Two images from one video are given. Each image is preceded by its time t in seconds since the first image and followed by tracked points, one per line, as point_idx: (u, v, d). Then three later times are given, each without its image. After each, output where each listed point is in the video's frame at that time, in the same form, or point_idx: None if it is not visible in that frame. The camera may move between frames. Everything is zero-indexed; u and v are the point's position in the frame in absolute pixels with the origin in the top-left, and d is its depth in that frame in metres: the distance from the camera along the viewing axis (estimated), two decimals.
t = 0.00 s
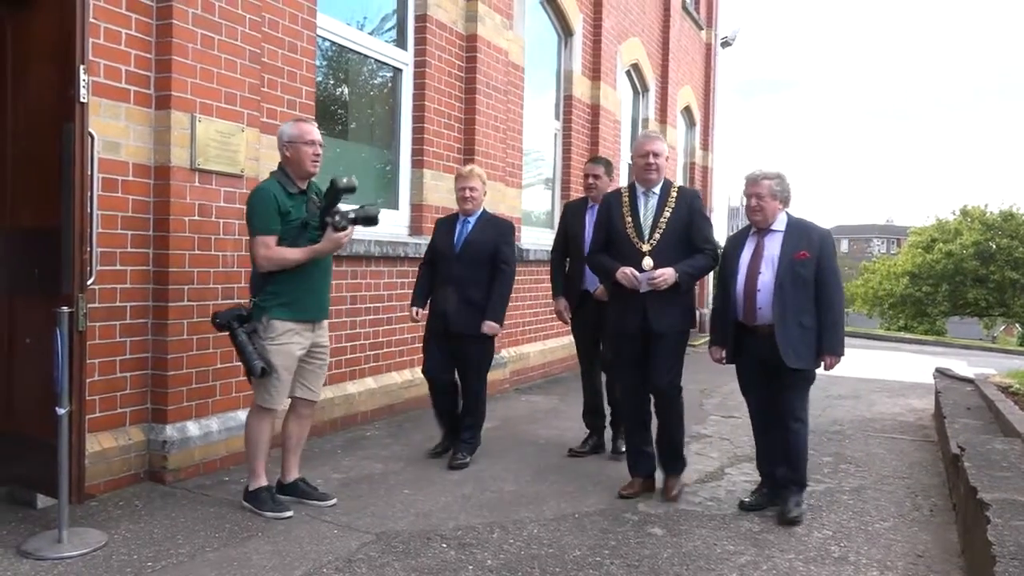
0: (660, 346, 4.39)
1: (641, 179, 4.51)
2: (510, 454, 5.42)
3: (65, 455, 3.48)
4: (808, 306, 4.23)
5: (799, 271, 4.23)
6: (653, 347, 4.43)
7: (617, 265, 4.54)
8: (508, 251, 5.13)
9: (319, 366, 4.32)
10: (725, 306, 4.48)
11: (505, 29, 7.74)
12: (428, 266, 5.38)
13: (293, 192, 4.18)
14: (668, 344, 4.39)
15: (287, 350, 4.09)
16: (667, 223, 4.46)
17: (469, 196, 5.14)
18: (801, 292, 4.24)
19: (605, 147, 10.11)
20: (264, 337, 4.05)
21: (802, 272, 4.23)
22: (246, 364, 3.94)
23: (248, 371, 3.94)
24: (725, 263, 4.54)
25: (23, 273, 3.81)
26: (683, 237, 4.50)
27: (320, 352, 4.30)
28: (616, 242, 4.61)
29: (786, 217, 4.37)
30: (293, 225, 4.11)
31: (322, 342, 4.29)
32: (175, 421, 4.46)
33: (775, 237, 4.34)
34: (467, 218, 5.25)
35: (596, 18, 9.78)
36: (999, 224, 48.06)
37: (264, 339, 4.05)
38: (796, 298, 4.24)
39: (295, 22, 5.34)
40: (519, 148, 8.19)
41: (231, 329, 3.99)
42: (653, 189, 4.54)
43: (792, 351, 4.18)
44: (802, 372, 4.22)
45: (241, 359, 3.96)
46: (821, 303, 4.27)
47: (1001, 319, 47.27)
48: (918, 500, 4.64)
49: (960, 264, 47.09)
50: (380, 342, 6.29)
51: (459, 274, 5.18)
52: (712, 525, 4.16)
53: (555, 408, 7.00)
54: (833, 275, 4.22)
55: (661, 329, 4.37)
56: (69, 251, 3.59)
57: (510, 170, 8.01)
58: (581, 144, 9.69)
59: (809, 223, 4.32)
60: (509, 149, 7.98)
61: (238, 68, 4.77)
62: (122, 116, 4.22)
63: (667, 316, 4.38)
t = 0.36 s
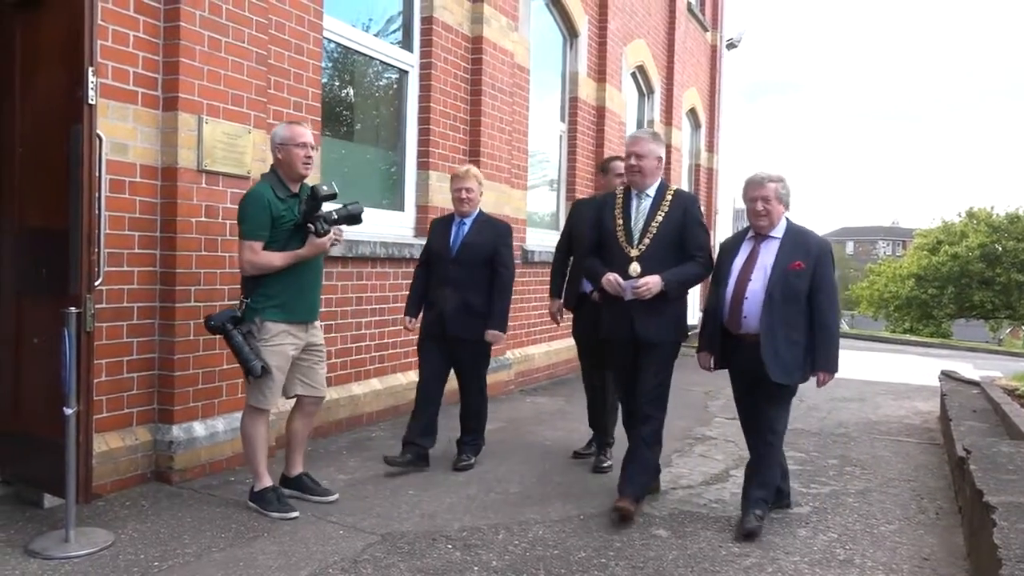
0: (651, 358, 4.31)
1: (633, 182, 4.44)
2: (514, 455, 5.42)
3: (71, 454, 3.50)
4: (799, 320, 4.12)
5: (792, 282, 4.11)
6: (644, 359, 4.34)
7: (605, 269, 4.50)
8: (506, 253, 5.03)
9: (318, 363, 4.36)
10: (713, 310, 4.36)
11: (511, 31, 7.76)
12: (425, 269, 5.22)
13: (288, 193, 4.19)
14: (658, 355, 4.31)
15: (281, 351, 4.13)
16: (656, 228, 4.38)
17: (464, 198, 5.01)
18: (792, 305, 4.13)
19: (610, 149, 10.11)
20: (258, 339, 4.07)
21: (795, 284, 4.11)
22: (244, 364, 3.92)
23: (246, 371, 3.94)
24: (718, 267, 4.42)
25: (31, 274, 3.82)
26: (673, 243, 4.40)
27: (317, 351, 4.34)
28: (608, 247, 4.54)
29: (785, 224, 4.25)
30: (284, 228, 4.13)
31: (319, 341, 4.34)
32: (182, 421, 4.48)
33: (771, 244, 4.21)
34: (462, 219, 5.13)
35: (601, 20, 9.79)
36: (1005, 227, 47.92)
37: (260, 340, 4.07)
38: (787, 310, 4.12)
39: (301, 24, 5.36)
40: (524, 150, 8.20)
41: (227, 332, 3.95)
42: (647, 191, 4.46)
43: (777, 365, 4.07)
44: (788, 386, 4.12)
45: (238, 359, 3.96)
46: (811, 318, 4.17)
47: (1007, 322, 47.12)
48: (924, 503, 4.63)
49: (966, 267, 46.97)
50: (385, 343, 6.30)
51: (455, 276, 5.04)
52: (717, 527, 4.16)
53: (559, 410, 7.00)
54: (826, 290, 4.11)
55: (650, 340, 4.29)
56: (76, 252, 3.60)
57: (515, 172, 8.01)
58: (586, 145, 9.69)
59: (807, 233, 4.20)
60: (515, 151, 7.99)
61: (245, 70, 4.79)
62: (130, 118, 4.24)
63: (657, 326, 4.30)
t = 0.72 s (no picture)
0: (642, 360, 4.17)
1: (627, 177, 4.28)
2: (522, 458, 5.42)
3: (82, 455, 3.52)
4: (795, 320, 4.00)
5: (792, 282, 3.99)
6: (635, 361, 4.20)
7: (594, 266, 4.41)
8: (497, 254, 4.91)
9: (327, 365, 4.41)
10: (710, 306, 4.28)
11: (519, 34, 7.77)
12: (413, 273, 5.07)
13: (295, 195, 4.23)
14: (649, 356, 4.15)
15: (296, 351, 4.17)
16: (645, 225, 4.19)
17: (453, 201, 4.86)
18: (789, 306, 4.02)
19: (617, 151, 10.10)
20: (271, 338, 4.11)
21: (795, 284, 3.99)
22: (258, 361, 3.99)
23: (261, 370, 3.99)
24: (718, 263, 4.32)
25: (43, 277, 3.84)
26: (664, 242, 4.19)
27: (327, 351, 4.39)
28: (603, 244, 4.40)
29: (789, 222, 4.13)
30: (294, 227, 4.19)
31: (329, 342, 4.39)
32: (191, 423, 4.50)
33: (774, 242, 4.10)
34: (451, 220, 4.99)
35: (609, 22, 9.80)
36: (1013, 229, 47.72)
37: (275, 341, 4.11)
38: (784, 311, 4.01)
39: (310, 27, 5.38)
40: (532, 152, 8.21)
41: (241, 332, 4.00)
42: (641, 186, 4.28)
43: (769, 367, 3.97)
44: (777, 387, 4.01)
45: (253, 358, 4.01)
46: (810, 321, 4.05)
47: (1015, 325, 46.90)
48: (933, 506, 4.62)
49: (974, 269, 46.78)
50: (393, 346, 6.31)
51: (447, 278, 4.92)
52: (726, 530, 4.16)
53: (567, 412, 7.00)
54: (826, 292, 3.98)
55: (636, 344, 4.13)
56: (88, 255, 3.61)
57: (522, 174, 8.02)
58: (594, 148, 9.69)
59: (812, 233, 4.08)
60: (522, 153, 8.00)
61: (254, 73, 4.81)
62: (141, 121, 4.26)
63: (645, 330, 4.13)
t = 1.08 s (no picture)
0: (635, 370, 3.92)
1: (615, 178, 4.05)
2: (534, 461, 5.42)
3: (98, 456, 3.55)
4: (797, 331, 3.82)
5: (792, 290, 3.81)
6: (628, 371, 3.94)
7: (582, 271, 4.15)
8: (494, 254, 4.79)
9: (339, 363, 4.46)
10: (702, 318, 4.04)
11: (531, 38, 7.79)
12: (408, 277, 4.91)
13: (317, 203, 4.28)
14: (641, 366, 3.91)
15: (315, 351, 4.21)
16: (631, 228, 3.95)
17: (448, 203, 4.69)
18: (791, 315, 3.83)
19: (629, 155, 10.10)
20: (293, 339, 4.16)
21: (795, 291, 3.82)
22: (276, 360, 4.02)
23: (278, 369, 4.03)
24: (707, 272, 4.09)
25: (61, 281, 3.88)
26: (653, 244, 3.96)
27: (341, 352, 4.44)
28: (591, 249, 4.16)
29: (783, 226, 3.94)
30: (316, 234, 4.23)
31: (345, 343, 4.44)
32: (206, 425, 4.52)
33: (769, 248, 3.90)
34: (446, 222, 4.86)
35: (621, 26, 9.80)
36: None
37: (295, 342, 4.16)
38: (786, 321, 3.82)
39: (324, 32, 5.40)
40: (544, 156, 8.21)
41: (263, 334, 4.07)
42: (628, 187, 4.04)
43: (775, 381, 3.79)
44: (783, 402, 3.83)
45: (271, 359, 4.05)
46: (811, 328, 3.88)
47: None
48: (948, 512, 4.59)
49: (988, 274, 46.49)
50: (406, 349, 6.32)
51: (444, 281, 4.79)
52: (740, 535, 4.15)
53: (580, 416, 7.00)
54: (827, 298, 3.82)
55: (627, 352, 3.87)
56: (105, 258, 3.64)
57: (534, 177, 8.02)
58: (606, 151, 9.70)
59: (808, 236, 3.90)
60: (534, 157, 8.01)
61: (269, 78, 4.84)
62: (157, 125, 4.30)
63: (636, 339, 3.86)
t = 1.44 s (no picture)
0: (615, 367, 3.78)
1: (580, 171, 3.94)
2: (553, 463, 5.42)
3: (122, 455, 3.59)
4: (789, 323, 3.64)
5: (780, 280, 3.63)
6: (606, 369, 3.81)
7: (554, 270, 4.02)
8: (509, 258, 4.64)
9: (356, 363, 4.51)
10: (687, 319, 3.87)
11: (548, 39, 7.79)
12: (422, 278, 4.87)
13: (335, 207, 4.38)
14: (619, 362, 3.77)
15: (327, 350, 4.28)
16: (597, 221, 3.84)
17: (461, 205, 4.61)
18: (780, 308, 3.64)
19: (647, 156, 10.08)
20: (305, 336, 4.24)
21: (782, 283, 3.63)
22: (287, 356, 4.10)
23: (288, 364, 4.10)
24: (688, 271, 3.90)
25: (84, 281, 3.91)
26: (621, 235, 3.82)
27: (356, 352, 4.50)
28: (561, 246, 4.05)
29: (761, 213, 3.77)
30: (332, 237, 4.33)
31: (361, 343, 4.50)
32: (227, 425, 4.55)
33: (750, 240, 3.73)
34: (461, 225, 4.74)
35: (638, 27, 9.79)
36: None
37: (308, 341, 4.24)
38: (776, 314, 3.63)
39: (344, 35, 5.43)
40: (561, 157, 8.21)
41: (277, 330, 4.19)
42: (594, 178, 3.92)
43: (774, 379, 3.59)
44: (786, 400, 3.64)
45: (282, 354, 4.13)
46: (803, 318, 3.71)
47: None
48: (972, 517, 4.55)
49: (1009, 275, 46.01)
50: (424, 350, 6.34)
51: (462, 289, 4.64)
52: (760, 538, 4.13)
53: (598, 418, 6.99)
54: (817, 285, 3.64)
55: (603, 351, 3.76)
56: (128, 259, 3.68)
57: (551, 179, 8.02)
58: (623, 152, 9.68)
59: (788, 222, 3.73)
60: (552, 158, 8.00)
61: (289, 80, 4.87)
62: (179, 128, 4.34)
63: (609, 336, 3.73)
